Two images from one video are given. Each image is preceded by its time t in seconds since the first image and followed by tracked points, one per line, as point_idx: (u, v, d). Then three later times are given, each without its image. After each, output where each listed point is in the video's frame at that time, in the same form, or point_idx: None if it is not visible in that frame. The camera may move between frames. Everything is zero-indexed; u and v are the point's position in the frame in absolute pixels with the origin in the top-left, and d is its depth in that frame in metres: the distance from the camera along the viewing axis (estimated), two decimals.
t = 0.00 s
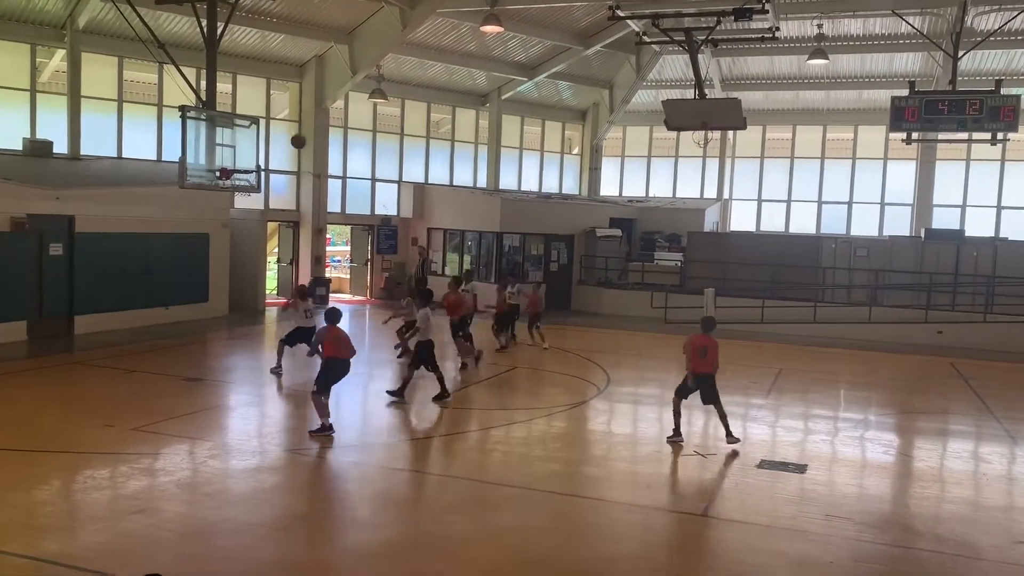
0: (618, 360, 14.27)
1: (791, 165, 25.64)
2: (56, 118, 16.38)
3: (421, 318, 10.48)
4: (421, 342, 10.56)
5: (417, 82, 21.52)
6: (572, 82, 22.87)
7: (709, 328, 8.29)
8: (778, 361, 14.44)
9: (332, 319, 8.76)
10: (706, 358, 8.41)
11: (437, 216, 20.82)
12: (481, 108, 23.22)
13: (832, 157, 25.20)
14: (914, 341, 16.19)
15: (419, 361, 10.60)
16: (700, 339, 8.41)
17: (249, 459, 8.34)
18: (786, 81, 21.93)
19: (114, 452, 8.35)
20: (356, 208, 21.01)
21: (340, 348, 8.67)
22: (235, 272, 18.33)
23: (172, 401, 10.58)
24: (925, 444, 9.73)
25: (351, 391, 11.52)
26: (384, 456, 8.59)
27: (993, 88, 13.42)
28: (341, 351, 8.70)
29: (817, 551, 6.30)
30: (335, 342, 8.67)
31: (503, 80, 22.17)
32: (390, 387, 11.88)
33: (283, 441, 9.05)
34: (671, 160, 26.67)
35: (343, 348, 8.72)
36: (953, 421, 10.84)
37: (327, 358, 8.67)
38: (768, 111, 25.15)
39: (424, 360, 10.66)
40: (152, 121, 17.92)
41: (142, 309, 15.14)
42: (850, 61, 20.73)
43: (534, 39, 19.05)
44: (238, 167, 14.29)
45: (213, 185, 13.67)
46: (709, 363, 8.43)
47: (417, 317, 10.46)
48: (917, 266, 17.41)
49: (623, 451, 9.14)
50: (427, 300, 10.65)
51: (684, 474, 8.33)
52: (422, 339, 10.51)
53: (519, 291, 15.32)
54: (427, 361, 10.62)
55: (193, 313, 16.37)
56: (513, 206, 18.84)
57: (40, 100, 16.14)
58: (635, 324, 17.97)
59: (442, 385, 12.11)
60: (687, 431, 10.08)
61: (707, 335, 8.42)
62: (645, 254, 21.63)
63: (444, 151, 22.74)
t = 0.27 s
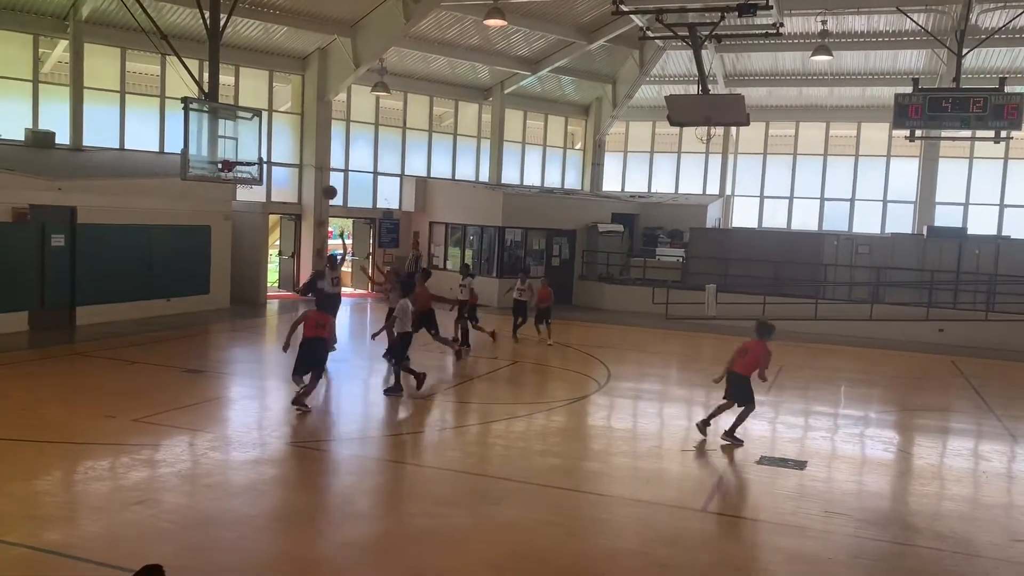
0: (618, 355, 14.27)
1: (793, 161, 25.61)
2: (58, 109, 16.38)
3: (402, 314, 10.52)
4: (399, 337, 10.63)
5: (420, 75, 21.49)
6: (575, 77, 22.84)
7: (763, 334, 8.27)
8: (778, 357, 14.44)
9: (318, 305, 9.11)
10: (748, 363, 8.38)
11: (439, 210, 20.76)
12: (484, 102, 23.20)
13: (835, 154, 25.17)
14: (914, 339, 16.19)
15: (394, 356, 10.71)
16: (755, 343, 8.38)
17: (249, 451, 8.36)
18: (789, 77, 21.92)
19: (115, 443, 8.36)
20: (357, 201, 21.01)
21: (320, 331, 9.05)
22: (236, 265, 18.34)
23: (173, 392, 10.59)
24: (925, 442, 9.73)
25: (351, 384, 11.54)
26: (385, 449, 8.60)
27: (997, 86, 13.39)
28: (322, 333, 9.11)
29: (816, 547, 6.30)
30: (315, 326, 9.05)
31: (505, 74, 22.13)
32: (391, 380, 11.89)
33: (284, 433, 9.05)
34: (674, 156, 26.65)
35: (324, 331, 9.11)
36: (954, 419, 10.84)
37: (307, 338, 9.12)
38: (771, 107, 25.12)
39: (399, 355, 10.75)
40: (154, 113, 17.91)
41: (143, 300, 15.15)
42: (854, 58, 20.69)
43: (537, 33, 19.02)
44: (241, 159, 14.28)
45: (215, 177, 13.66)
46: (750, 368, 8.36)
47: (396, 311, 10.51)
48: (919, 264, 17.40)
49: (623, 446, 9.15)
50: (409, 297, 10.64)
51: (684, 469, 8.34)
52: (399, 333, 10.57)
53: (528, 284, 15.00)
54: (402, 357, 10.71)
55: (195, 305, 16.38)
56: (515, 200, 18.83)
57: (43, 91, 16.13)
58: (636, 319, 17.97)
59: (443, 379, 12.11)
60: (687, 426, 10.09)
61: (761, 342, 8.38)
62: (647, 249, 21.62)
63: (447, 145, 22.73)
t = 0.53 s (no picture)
0: (615, 351, 14.28)
1: (791, 157, 25.60)
2: (56, 101, 16.33)
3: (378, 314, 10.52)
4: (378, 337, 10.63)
5: (418, 69, 21.44)
6: (574, 72, 22.80)
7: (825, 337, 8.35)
8: (775, 353, 14.46)
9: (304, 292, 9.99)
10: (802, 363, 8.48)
11: (437, 203, 20.76)
12: (482, 97, 23.17)
13: (834, 150, 25.18)
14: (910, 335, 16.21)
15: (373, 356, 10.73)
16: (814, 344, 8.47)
17: (246, 444, 8.35)
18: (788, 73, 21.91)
19: (111, 436, 8.36)
20: (355, 195, 20.97)
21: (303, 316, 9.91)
22: (234, 259, 18.31)
23: (169, 385, 10.59)
24: (921, 438, 9.75)
25: (348, 378, 11.54)
26: (382, 443, 8.60)
27: (996, 82, 13.38)
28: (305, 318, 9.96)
29: (812, 543, 6.32)
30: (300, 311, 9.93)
31: (504, 69, 22.10)
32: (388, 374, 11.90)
33: (280, 427, 9.06)
34: (672, 151, 26.63)
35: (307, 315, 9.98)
36: (949, 415, 10.86)
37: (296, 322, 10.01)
38: (770, 103, 25.10)
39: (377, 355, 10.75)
40: (152, 106, 17.86)
41: (140, 293, 15.13)
42: (853, 54, 20.67)
43: (536, 27, 18.98)
44: (238, 152, 14.24)
45: (212, 170, 13.61)
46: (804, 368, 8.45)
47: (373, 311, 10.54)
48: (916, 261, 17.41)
49: (620, 441, 9.16)
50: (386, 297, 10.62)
51: (680, 464, 8.35)
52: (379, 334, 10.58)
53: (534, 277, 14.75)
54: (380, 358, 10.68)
55: (192, 298, 16.36)
56: (513, 194, 18.81)
57: (40, 84, 16.08)
58: (633, 315, 17.98)
59: (440, 374, 12.11)
60: (683, 422, 10.10)
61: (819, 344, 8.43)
62: (644, 245, 21.63)
63: (445, 139, 22.70)
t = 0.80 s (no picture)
0: (610, 346, 14.30)
1: (785, 153, 25.64)
2: (48, 96, 16.27)
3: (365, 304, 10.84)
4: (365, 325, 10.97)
5: (412, 64, 21.41)
6: (568, 67, 22.79)
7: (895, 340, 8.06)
8: (768, 348, 14.50)
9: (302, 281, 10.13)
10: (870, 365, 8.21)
11: (431, 199, 20.69)
12: (477, 92, 23.15)
13: (827, 145, 25.23)
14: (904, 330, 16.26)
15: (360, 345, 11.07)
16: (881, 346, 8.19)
17: (240, 441, 8.33)
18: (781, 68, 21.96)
19: (105, 431, 8.35)
20: (349, 191, 20.94)
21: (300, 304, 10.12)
22: (228, 255, 18.27)
23: (164, 381, 10.57)
24: (913, 432, 9.79)
25: (342, 374, 11.55)
26: (376, 438, 8.61)
27: (988, 78, 13.43)
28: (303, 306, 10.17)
29: (806, 537, 6.34)
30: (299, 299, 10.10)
31: (498, 64, 22.08)
32: (382, 370, 11.91)
33: (275, 422, 9.05)
34: (666, 147, 26.66)
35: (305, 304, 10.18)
36: (942, 409, 10.90)
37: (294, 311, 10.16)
38: (764, 99, 25.14)
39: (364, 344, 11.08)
40: (145, 102, 17.81)
41: (133, 289, 15.09)
42: (846, 50, 20.69)
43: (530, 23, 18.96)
44: (232, 148, 14.20)
45: (205, 166, 13.59)
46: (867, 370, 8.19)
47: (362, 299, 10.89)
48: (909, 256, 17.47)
49: (615, 436, 9.18)
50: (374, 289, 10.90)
51: (674, 459, 8.37)
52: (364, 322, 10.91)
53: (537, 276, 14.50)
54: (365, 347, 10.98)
55: (185, 294, 16.32)
56: (508, 190, 18.84)
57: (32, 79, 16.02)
58: (628, 310, 18.00)
59: (434, 369, 12.10)
60: (678, 416, 10.13)
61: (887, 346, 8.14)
62: (639, 240, 21.65)
63: (439, 135, 22.68)
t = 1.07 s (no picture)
0: (602, 343, 14.31)
1: (775, 148, 25.69)
2: (36, 95, 16.18)
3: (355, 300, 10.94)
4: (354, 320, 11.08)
5: (402, 61, 21.36)
6: (558, 63, 22.77)
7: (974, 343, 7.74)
8: (760, 344, 14.53)
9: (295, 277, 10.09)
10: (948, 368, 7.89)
11: (422, 198, 20.70)
12: (467, 89, 23.12)
13: (817, 141, 25.29)
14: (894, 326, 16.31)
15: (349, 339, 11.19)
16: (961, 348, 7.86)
17: (232, 440, 8.29)
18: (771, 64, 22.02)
19: (95, 431, 8.31)
20: (340, 188, 20.89)
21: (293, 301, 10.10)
22: (219, 254, 18.20)
23: (154, 381, 10.53)
24: (903, 427, 9.83)
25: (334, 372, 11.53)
26: (368, 436, 8.59)
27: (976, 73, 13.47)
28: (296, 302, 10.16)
29: (797, 531, 6.36)
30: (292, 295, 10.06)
31: (488, 61, 22.05)
32: (374, 368, 11.89)
33: (267, 421, 9.02)
34: (657, 143, 26.68)
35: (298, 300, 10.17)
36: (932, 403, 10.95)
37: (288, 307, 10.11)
38: (754, 95, 25.18)
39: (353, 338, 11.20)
40: (134, 100, 17.72)
41: (124, 288, 15.03)
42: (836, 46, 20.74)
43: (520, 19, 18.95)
44: (221, 146, 14.15)
45: (194, 164, 13.53)
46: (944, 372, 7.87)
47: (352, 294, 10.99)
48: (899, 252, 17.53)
49: (607, 432, 9.18)
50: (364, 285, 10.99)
51: (666, 455, 8.37)
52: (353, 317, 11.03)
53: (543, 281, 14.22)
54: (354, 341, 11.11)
55: (176, 293, 16.26)
56: (500, 188, 18.83)
57: (20, 78, 15.93)
58: (619, 307, 18.02)
59: (426, 367, 12.09)
60: (669, 412, 10.14)
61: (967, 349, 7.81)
62: (630, 237, 21.66)
63: (430, 133, 22.63)
